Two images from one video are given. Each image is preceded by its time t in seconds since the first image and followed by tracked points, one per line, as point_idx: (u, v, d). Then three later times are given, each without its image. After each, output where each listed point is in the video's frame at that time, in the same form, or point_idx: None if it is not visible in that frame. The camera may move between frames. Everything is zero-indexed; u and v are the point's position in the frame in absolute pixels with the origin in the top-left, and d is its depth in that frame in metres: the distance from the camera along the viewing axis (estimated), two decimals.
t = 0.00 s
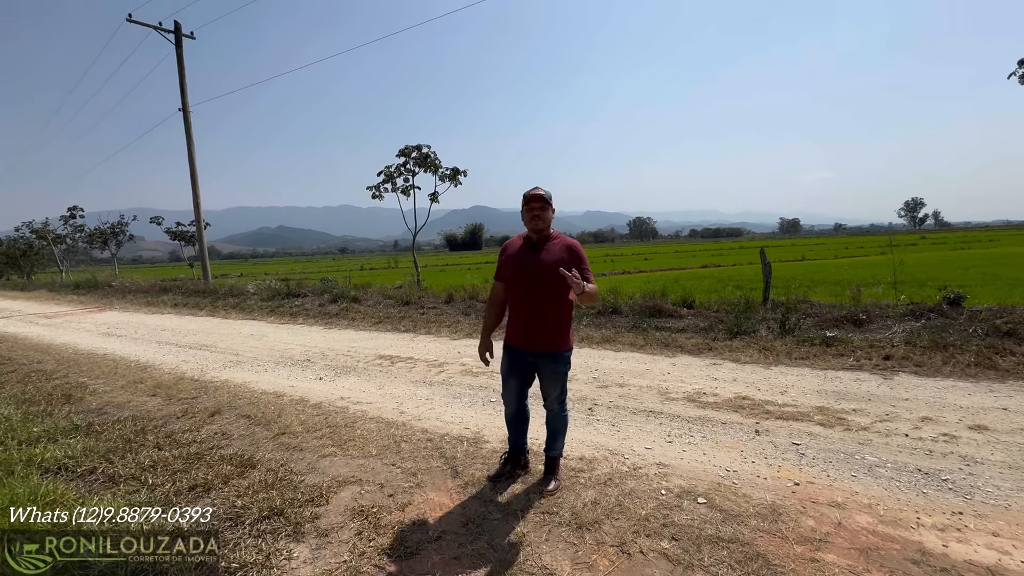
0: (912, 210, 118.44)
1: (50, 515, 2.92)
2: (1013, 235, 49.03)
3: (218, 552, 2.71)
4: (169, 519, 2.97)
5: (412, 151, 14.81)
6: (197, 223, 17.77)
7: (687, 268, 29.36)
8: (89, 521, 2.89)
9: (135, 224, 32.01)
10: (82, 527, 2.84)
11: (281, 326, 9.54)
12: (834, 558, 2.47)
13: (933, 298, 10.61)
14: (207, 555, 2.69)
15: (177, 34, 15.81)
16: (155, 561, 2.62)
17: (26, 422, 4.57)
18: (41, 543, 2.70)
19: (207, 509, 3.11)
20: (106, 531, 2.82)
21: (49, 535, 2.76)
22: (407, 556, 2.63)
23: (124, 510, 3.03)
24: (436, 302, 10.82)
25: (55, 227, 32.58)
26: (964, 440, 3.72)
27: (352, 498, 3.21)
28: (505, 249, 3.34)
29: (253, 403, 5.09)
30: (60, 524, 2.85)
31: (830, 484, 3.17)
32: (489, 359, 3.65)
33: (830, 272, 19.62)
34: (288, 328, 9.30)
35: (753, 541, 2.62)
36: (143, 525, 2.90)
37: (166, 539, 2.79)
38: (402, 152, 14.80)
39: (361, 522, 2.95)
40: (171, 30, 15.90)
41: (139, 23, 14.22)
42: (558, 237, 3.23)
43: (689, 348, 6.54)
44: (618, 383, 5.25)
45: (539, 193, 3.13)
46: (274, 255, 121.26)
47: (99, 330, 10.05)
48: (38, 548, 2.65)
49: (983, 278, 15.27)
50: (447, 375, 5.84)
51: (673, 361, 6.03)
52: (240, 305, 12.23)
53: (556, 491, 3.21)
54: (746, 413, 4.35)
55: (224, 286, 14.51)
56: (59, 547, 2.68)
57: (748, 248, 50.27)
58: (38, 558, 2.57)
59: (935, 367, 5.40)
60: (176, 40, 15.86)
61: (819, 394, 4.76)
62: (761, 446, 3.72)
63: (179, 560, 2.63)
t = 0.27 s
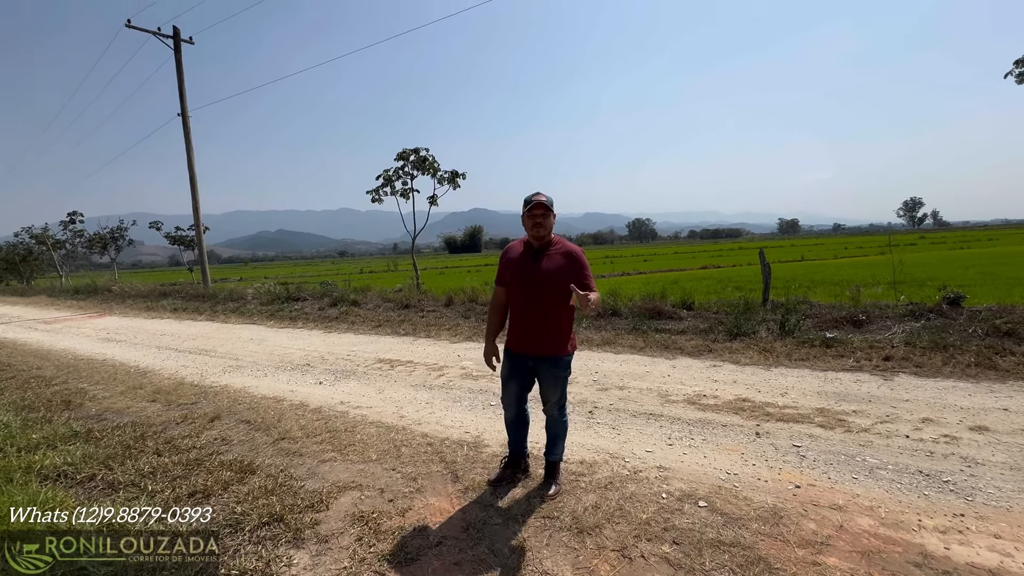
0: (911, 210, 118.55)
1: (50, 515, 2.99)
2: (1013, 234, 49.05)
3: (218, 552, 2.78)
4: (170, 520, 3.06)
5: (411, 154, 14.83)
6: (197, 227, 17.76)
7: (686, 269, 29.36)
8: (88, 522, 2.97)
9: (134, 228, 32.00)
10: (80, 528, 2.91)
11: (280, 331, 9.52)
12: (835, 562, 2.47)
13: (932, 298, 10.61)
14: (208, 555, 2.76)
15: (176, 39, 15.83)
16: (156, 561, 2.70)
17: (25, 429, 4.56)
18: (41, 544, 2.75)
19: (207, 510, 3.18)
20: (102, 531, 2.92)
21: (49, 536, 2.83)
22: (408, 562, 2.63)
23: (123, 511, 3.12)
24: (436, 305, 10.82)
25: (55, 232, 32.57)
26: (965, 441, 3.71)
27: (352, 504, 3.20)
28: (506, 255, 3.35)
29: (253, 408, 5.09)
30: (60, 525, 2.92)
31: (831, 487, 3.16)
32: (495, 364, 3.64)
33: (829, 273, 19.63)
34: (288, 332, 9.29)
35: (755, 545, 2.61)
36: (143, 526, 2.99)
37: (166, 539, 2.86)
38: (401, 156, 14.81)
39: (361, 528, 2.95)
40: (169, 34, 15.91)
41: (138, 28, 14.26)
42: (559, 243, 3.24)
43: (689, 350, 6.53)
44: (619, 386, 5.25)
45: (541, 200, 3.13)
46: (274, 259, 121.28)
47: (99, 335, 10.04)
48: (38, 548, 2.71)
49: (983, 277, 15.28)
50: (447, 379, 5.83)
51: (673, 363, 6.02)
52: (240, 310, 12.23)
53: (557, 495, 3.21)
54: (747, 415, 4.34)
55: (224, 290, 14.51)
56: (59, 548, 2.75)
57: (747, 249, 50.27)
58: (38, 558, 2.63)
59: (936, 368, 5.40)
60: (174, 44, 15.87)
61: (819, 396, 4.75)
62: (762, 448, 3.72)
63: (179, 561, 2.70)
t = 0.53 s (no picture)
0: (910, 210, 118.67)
1: (50, 516, 3.02)
2: (1011, 233, 49.10)
3: (217, 551, 2.81)
4: (170, 519, 3.11)
5: (409, 157, 14.84)
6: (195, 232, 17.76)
7: (685, 270, 29.38)
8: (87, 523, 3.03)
9: (133, 233, 31.99)
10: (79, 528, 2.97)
11: (279, 334, 9.51)
12: (837, 564, 2.45)
13: (932, 298, 10.61)
14: (207, 554, 2.79)
15: (174, 44, 15.86)
16: (155, 560, 2.74)
17: (23, 434, 4.55)
18: (41, 544, 2.79)
19: (207, 510, 3.22)
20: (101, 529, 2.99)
21: (50, 536, 2.87)
22: (407, 566, 2.61)
23: (124, 511, 3.19)
24: (435, 308, 10.80)
25: (54, 236, 32.55)
26: (965, 441, 3.70)
27: (351, 508, 3.19)
28: (506, 256, 3.35)
29: (252, 412, 5.07)
30: (59, 526, 2.96)
31: (832, 488, 3.15)
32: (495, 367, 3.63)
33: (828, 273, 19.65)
34: (286, 336, 9.28)
35: (756, 547, 2.60)
36: (143, 527, 3.03)
37: (166, 539, 2.90)
38: (400, 159, 14.82)
39: (360, 532, 2.93)
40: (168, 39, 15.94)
41: (136, 33, 14.29)
42: (558, 246, 3.23)
43: (688, 351, 6.52)
44: (618, 388, 5.24)
45: (540, 201, 3.13)
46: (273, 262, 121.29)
47: (98, 340, 10.02)
48: (38, 548, 2.74)
49: (982, 276, 15.28)
50: (447, 382, 5.82)
51: (672, 365, 6.01)
52: (239, 314, 12.22)
53: (557, 498, 3.19)
54: (747, 416, 4.33)
55: (223, 294, 14.50)
56: (59, 547, 2.79)
57: (747, 249, 50.28)
58: (38, 558, 2.66)
59: (935, 368, 5.39)
60: (173, 49, 15.89)
61: (819, 397, 4.74)
62: (762, 450, 3.71)
63: (179, 559, 2.74)
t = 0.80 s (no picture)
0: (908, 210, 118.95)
1: (51, 516, 3.08)
2: (1010, 234, 49.18)
3: (217, 551, 2.84)
4: (171, 519, 3.14)
5: (409, 159, 14.85)
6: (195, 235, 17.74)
7: (685, 272, 29.39)
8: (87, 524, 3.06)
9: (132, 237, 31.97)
10: (78, 530, 3.01)
11: (278, 337, 9.49)
12: (839, 565, 2.44)
13: (931, 298, 10.61)
14: (207, 555, 2.82)
15: (173, 48, 15.88)
16: (155, 560, 2.78)
17: (21, 439, 4.53)
18: (41, 544, 2.84)
19: (207, 509, 3.25)
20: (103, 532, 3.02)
21: (50, 536, 2.92)
22: (407, 570, 2.60)
23: (124, 512, 3.22)
24: (435, 310, 10.79)
25: (52, 241, 32.49)
26: (967, 441, 3.70)
27: (351, 512, 3.18)
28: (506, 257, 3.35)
29: (251, 416, 5.05)
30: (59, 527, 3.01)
31: (834, 489, 3.14)
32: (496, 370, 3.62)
33: (828, 274, 19.65)
34: (286, 339, 9.26)
35: (758, 548, 2.59)
36: (143, 526, 3.06)
37: (165, 539, 2.93)
38: (399, 162, 14.83)
39: (360, 536, 2.91)
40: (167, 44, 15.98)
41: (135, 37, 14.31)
42: (557, 246, 3.22)
43: (689, 352, 6.52)
44: (619, 390, 5.23)
45: (539, 202, 3.13)
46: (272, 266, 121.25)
47: (97, 344, 10.00)
48: (38, 548, 2.80)
49: (982, 276, 15.28)
50: (447, 384, 5.80)
51: (673, 366, 6.00)
52: (238, 317, 12.20)
53: (558, 500, 3.18)
54: (748, 417, 4.32)
55: (222, 298, 14.47)
56: (58, 547, 2.85)
57: (746, 251, 50.31)
58: (38, 557, 2.72)
59: (936, 368, 5.38)
60: (172, 53, 15.92)
61: (820, 397, 4.73)
62: (764, 451, 3.70)
63: (178, 560, 2.77)
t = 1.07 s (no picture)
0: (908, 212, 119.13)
1: (51, 515, 3.13)
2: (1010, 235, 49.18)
3: (218, 552, 2.86)
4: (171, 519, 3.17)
5: (409, 162, 14.86)
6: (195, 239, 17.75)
7: (685, 274, 29.37)
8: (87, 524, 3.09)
9: (132, 240, 31.97)
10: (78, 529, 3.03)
11: (279, 341, 9.48)
12: (842, 568, 2.43)
13: (932, 299, 10.59)
14: (207, 554, 2.85)
15: (173, 52, 15.92)
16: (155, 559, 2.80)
17: (22, 443, 4.53)
18: (41, 544, 2.88)
19: (207, 509, 3.30)
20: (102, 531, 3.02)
21: (50, 536, 2.94)
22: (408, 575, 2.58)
23: (124, 512, 3.26)
24: (435, 313, 10.78)
25: (53, 244, 32.50)
26: (969, 443, 3.69)
27: (352, 516, 3.17)
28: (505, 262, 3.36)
29: (251, 420, 5.04)
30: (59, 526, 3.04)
31: (836, 492, 3.13)
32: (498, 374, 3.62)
33: (828, 275, 19.63)
34: (286, 342, 9.25)
35: (760, 552, 2.58)
36: (143, 526, 3.09)
37: (166, 538, 2.97)
38: (399, 165, 14.85)
39: (361, 541, 2.90)
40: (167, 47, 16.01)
41: (135, 41, 14.34)
42: (556, 249, 3.22)
43: (689, 355, 6.51)
44: (620, 392, 5.21)
45: (536, 205, 3.13)
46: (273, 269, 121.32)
47: (97, 348, 9.99)
48: (38, 548, 2.84)
49: (982, 277, 15.27)
50: (447, 388, 5.79)
51: (673, 368, 5.99)
52: (238, 320, 12.19)
53: (560, 504, 3.17)
54: (749, 420, 4.31)
55: (222, 301, 14.47)
56: (58, 548, 2.87)
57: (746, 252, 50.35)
58: (39, 558, 2.76)
59: (937, 370, 5.37)
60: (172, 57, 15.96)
61: (821, 399, 4.72)
62: (765, 453, 3.68)
63: (177, 559, 2.80)
